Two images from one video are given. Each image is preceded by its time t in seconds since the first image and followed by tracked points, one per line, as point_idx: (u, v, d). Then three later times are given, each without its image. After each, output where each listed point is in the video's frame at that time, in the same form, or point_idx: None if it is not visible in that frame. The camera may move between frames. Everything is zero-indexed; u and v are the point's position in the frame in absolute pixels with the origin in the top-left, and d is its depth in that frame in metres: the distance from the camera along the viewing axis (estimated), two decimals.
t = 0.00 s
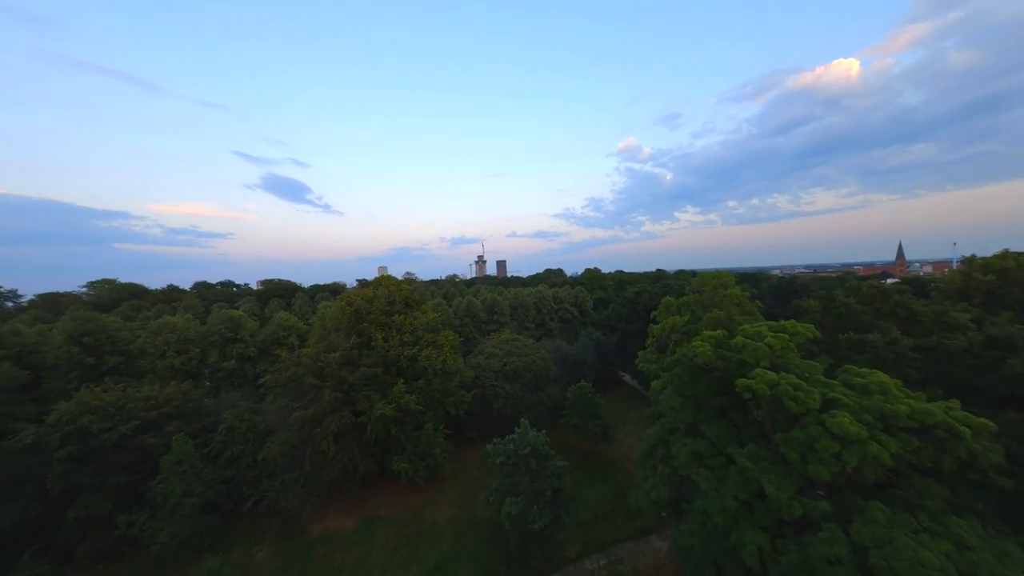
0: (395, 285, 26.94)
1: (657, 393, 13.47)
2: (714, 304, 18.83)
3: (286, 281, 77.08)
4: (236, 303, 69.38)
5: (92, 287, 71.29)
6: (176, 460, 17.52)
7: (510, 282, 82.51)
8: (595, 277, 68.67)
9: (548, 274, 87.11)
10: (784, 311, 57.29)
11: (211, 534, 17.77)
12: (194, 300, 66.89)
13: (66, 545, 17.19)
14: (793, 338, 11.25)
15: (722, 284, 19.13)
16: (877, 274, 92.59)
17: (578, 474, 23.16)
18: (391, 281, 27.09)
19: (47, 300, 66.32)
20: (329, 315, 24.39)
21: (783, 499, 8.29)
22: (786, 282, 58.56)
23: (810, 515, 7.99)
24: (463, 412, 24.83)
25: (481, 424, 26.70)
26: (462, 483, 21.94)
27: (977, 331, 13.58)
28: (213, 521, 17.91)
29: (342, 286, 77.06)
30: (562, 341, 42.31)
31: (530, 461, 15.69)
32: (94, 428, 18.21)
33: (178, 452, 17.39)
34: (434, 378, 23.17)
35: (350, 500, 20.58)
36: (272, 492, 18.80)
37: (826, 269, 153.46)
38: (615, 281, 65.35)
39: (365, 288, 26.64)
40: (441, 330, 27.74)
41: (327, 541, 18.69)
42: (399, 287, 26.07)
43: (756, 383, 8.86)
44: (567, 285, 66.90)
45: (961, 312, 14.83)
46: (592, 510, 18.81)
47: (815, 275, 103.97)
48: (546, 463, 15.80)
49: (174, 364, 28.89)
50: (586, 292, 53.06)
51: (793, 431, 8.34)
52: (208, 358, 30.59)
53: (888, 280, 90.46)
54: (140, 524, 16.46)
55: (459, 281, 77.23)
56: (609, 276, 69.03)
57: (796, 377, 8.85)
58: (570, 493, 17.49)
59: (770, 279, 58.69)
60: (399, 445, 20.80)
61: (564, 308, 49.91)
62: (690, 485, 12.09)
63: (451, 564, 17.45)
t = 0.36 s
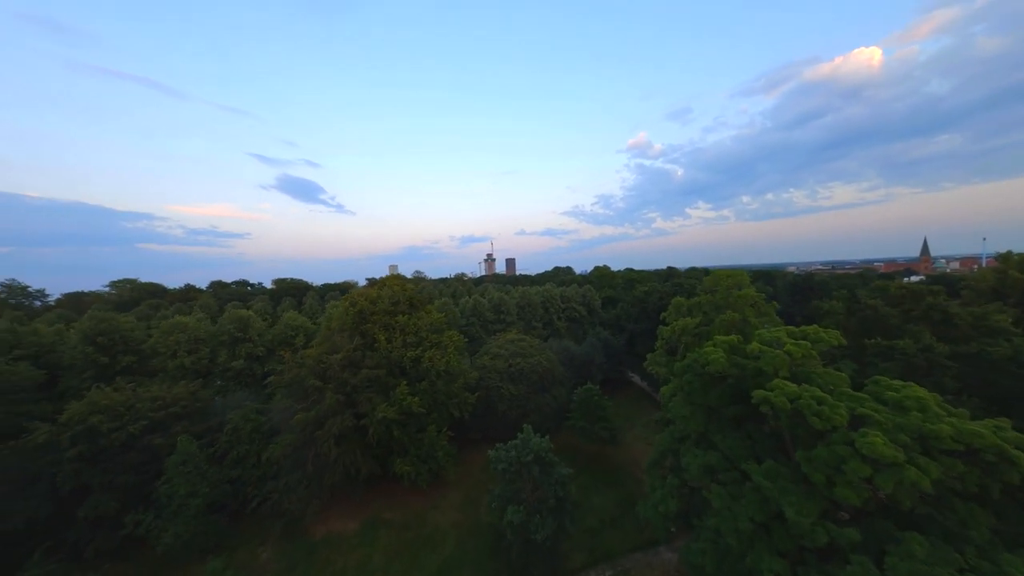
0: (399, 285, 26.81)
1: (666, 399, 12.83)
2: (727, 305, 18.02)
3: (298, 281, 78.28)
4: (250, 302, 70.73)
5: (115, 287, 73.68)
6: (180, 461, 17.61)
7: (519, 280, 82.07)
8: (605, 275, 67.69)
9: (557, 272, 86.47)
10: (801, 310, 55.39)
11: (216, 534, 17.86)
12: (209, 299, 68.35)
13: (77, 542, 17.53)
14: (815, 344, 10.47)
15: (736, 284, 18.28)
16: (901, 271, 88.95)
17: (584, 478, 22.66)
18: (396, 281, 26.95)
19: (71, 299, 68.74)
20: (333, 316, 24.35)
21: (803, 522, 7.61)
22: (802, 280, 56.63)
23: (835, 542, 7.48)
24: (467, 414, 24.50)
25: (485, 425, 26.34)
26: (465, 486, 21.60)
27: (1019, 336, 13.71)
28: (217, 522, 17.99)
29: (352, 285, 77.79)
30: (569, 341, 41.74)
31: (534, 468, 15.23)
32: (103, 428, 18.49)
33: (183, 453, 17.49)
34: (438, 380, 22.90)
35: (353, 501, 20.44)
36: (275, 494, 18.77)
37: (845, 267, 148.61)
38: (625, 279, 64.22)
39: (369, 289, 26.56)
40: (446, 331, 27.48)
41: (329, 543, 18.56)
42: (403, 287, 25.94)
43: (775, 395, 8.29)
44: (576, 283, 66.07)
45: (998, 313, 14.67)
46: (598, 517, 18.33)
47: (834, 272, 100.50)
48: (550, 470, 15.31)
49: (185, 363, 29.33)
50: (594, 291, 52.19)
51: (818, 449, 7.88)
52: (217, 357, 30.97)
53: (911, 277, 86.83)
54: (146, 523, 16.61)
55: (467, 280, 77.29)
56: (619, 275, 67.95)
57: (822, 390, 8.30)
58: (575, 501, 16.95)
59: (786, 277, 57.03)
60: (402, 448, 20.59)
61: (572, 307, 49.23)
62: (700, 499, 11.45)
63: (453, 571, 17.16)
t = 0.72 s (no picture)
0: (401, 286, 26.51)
1: (675, 408, 12.20)
2: (740, 307, 17.16)
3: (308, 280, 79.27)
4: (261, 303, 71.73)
5: (132, 287, 75.64)
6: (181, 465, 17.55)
7: (526, 279, 81.56)
8: (613, 273, 66.56)
9: (564, 270, 85.69)
10: (817, 309, 53.58)
11: (217, 538, 17.78)
12: (221, 299, 69.47)
13: (83, 544, 17.67)
14: (841, 353, 9.80)
15: (749, 285, 17.40)
16: (922, 267, 85.53)
17: (590, 484, 22.08)
18: (398, 282, 26.64)
19: (91, 300, 70.74)
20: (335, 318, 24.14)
21: (829, 554, 7.21)
22: (818, 278, 54.69)
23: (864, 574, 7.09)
24: (470, 417, 24.08)
25: (489, 428, 25.90)
26: (468, 491, 21.19)
27: None
28: (218, 526, 17.90)
29: (360, 284, 78.21)
30: (576, 341, 41.06)
31: (536, 477, 14.67)
32: (108, 430, 18.58)
33: (185, 457, 17.43)
34: (440, 383, 22.54)
35: (353, 506, 20.14)
36: (276, 498, 18.62)
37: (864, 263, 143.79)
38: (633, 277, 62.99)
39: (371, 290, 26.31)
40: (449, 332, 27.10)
41: (330, 548, 18.34)
42: (405, 288, 25.63)
43: (797, 413, 8.11)
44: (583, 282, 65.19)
45: None
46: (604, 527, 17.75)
47: (851, 268, 97.23)
48: (553, 480, 14.74)
49: (192, 364, 29.53)
50: (601, 290, 51.18)
51: (846, 475, 7.80)
52: (223, 358, 31.11)
53: (934, 273, 83.42)
54: (148, 528, 16.59)
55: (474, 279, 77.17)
56: (627, 273, 66.80)
57: (851, 410, 8.14)
58: (580, 510, 16.37)
59: (801, 276, 55.35)
60: (403, 452, 20.27)
61: (579, 307, 48.49)
62: (710, 516, 10.74)
63: None
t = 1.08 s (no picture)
0: (401, 289, 26.08)
1: (684, 419, 11.62)
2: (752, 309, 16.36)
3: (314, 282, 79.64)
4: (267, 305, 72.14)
5: (143, 290, 76.74)
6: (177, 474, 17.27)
7: (531, 279, 80.90)
8: (618, 272, 65.47)
9: (569, 269, 84.88)
10: (829, 307, 52.05)
11: (213, 549, 17.47)
12: (228, 302, 69.87)
13: (82, 554, 17.54)
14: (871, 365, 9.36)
15: (761, 286, 16.54)
16: (939, 262, 82.85)
17: (595, 492, 21.47)
18: (398, 285, 26.27)
19: (102, 303, 71.79)
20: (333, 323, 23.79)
21: None
22: (831, 275, 53.23)
23: None
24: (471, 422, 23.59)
25: (492, 434, 25.37)
26: (469, 500, 20.65)
27: None
28: (214, 537, 17.59)
29: (365, 286, 78.20)
30: (581, 343, 40.31)
31: (538, 490, 14.07)
32: (106, 439, 18.43)
33: (181, 467, 17.15)
34: (440, 388, 22.09)
35: (351, 515, 19.70)
36: (272, 508, 18.25)
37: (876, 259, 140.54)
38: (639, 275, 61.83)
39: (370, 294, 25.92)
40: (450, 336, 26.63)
41: (328, 559, 17.92)
42: (404, 291, 25.19)
43: (824, 436, 7.94)
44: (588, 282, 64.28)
45: None
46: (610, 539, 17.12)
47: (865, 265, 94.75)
48: (555, 493, 14.13)
49: (194, 369, 29.38)
50: (606, 290, 50.24)
51: (883, 508, 7.76)
52: (225, 363, 30.95)
53: (952, 269, 80.93)
54: (143, 539, 16.34)
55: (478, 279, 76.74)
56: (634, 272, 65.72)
57: (884, 433, 7.98)
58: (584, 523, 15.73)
59: (814, 273, 53.88)
60: (402, 460, 19.81)
61: (584, 307, 47.69)
62: (721, 538, 10.05)
63: None
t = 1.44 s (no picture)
0: (399, 294, 25.69)
1: (694, 434, 11.03)
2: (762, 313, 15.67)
3: (316, 285, 79.62)
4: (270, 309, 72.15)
5: (149, 296, 77.20)
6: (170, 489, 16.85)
7: (533, 279, 80.24)
8: (622, 271, 64.59)
9: (572, 270, 84.19)
10: (837, 305, 50.91)
11: (207, 566, 17.00)
12: (231, 306, 69.99)
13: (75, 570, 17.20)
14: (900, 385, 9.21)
15: (772, 288, 15.82)
16: (950, 257, 81.07)
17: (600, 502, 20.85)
18: (396, 290, 25.91)
19: (107, 310, 72.22)
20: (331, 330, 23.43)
21: None
22: (840, 272, 52.08)
23: None
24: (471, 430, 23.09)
25: (493, 441, 24.81)
26: (470, 512, 20.07)
27: None
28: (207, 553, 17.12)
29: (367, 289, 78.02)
30: (584, 346, 39.68)
31: (538, 507, 13.41)
32: (98, 452, 18.08)
33: (173, 481, 16.73)
34: (439, 396, 21.66)
35: (349, 528, 19.15)
36: (267, 522, 17.73)
37: (884, 254, 138.34)
38: (643, 275, 60.96)
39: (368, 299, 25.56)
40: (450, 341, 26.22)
41: None
42: (402, 296, 24.81)
43: (856, 464, 7.50)
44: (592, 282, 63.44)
45: None
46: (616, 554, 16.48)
47: (873, 260, 93.13)
48: (556, 508, 13.54)
49: (192, 377, 29.04)
50: (609, 290, 49.42)
51: (926, 547, 7.13)
52: (224, 370, 30.61)
53: (964, 263, 79.10)
54: (134, 556, 15.91)
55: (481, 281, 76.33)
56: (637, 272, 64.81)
57: (925, 464, 7.61)
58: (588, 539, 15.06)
59: (821, 271, 52.80)
60: (401, 471, 19.32)
61: (587, 308, 46.96)
62: (735, 564, 9.39)
63: None
